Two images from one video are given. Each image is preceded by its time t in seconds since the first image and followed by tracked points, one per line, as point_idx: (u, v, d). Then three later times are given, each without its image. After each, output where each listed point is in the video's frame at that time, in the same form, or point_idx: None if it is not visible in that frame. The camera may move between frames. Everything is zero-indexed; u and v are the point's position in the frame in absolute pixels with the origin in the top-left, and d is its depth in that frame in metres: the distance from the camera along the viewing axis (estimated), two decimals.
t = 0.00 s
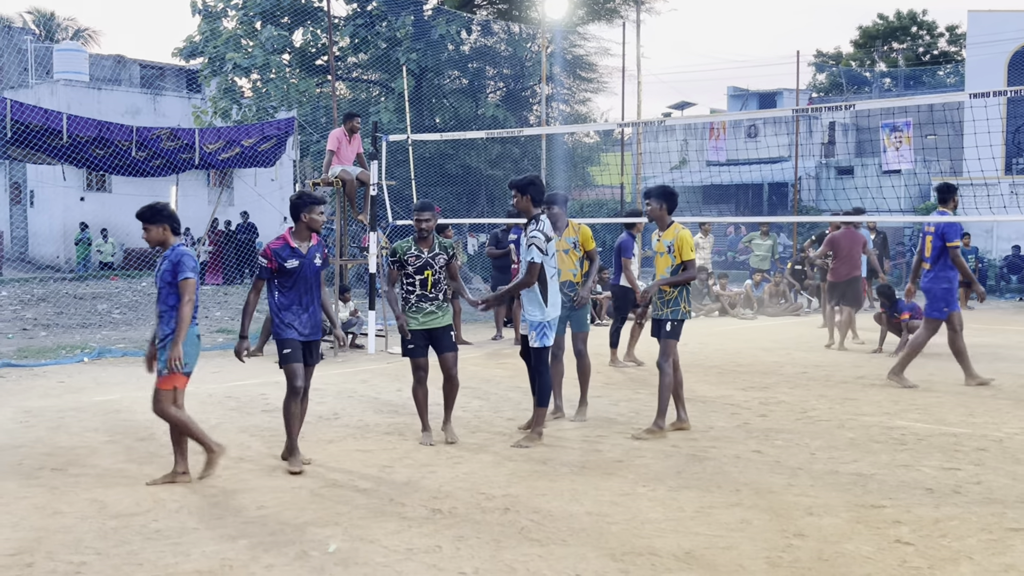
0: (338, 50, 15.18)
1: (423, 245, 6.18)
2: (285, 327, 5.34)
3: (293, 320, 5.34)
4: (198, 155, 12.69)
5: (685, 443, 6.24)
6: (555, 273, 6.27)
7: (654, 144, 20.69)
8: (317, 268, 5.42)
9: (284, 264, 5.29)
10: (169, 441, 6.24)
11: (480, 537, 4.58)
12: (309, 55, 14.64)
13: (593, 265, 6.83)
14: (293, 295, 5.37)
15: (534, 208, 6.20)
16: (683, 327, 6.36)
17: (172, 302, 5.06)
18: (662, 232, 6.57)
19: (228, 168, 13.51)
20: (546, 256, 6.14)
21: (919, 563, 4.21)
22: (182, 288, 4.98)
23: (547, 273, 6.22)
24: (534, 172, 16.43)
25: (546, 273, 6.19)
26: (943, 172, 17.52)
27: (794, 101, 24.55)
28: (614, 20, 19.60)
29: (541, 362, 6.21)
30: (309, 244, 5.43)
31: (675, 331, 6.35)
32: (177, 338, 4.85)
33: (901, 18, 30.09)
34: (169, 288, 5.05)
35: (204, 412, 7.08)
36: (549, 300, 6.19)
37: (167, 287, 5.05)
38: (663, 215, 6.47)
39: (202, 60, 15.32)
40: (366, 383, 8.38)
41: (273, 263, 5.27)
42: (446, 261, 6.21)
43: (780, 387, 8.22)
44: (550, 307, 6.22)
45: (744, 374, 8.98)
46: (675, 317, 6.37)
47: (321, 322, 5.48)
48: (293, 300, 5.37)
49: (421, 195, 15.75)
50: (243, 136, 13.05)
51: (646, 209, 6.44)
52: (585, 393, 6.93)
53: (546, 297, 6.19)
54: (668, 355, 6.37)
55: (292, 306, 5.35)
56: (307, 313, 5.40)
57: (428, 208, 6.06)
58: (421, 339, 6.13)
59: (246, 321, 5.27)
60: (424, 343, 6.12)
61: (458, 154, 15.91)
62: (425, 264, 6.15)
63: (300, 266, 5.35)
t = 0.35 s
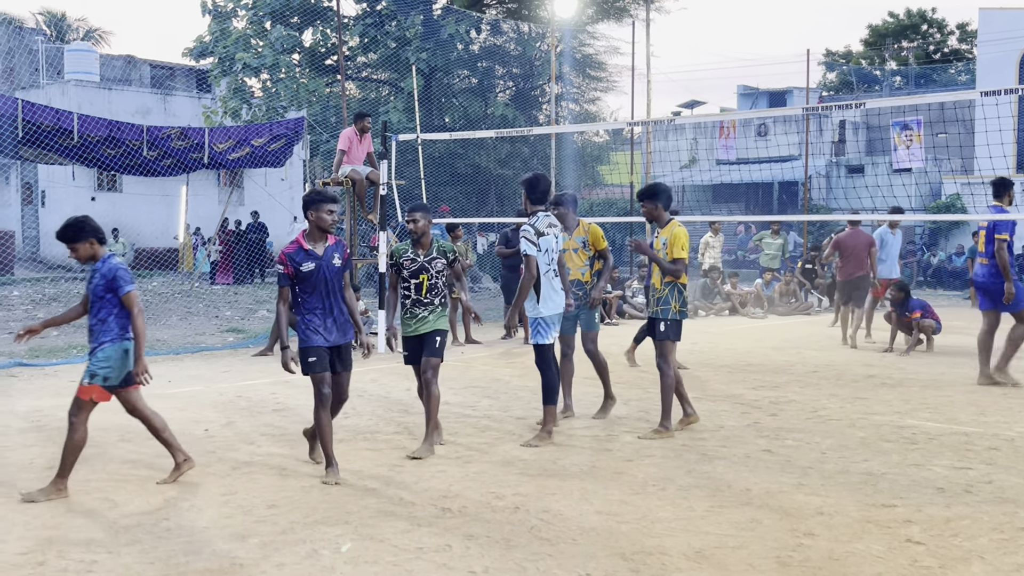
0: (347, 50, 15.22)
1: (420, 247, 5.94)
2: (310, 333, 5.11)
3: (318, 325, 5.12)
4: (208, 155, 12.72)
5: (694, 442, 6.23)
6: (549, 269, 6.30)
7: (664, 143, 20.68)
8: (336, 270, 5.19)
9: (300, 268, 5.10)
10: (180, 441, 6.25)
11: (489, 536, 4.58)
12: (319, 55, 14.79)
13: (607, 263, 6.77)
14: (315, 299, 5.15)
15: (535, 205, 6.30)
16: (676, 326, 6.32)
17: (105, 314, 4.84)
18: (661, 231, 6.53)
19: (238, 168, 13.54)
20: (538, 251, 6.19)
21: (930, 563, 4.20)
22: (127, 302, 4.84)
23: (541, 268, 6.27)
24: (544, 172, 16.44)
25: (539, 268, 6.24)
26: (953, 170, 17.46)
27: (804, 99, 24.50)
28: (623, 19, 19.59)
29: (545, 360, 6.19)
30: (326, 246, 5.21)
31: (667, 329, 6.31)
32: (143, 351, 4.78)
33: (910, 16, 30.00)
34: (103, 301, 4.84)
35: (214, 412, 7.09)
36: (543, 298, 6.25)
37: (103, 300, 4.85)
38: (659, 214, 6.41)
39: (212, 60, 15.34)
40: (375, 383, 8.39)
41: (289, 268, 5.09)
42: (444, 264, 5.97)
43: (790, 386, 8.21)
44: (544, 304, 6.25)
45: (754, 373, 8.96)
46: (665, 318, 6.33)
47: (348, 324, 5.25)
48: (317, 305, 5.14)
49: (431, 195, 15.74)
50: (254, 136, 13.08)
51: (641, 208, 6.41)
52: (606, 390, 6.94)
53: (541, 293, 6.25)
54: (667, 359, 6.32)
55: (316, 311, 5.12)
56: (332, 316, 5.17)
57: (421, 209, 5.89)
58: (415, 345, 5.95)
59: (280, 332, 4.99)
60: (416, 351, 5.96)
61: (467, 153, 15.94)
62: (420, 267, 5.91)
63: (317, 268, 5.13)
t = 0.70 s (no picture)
0: (354, 50, 15.23)
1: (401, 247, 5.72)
2: (315, 336, 4.89)
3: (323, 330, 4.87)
4: (216, 155, 12.75)
5: (701, 442, 6.23)
6: (553, 265, 6.32)
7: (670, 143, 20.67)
8: (348, 273, 4.91)
9: (310, 266, 4.86)
10: (188, 440, 6.26)
11: (496, 536, 4.58)
12: (325, 55, 14.89)
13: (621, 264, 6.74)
14: (324, 302, 4.90)
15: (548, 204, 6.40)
16: (672, 326, 6.31)
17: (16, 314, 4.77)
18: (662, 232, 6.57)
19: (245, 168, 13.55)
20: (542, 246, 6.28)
21: (938, 563, 4.19)
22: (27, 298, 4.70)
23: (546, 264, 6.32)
24: (550, 171, 16.43)
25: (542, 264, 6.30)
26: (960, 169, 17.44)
27: (810, 99, 24.47)
28: (630, 19, 19.56)
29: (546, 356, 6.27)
30: (342, 247, 4.95)
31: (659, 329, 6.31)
32: None
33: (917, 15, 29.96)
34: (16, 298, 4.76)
35: (221, 412, 7.10)
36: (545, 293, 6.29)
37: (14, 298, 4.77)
38: (655, 215, 6.50)
39: (219, 60, 15.35)
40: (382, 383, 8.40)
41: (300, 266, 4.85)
42: (418, 263, 5.76)
43: (797, 386, 8.20)
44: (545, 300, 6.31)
45: (761, 373, 8.96)
46: (661, 318, 6.33)
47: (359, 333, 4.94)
48: (325, 308, 4.89)
49: (437, 195, 15.82)
50: (260, 136, 13.11)
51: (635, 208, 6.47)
52: (624, 390, 6.96)
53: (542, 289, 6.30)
54: (668, 359, 6.28)
55: (322, 314, 4.87)
56: (339, 321, 4.89)
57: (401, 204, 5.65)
58: (393, 345, 5.78)
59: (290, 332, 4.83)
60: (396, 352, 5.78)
61: (474, 153, 15.92)
62: (396, 264, 5.78)
63: (327, 270, 4.88)
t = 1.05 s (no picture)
0: (358, 51, 15.24)
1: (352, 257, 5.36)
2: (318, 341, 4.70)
3: (319, 335, 4.66)
4: (220, 155, 12.74)
5: (705, 443, 6.23)
6: (554, 265, 6.48)
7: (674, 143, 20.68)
8: (346, 273, 4.65)
9: (312, 268, 4.70)
10: (191, 441, 6.28)
11: (500, 536, 4.59)
12: (330, 56, 14.88)
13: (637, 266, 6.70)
14: (326, 305, 4.69)
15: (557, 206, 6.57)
16: (664, 326, 6.35)
17: None
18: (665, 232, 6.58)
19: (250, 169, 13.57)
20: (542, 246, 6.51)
21: (942, 564, 4.20)
22: None
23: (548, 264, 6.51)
24: (555, 172, 16.42)
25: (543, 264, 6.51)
26: (964, 169, 17.46)
27: (815, 99, 24.47)
28: (633, 19, 19.55)
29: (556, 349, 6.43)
30: (344, 246, 4.69)
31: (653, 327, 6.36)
32: None
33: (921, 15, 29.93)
34: None
35: (225, 413, 7.11)
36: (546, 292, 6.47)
37: None
38: (654, 216, 6.49)
39: (224, 61, 15.36)
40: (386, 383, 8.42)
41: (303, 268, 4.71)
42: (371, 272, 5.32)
43: (801, 387, 8.19)
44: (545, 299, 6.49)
45: (765, 374, 8.97)
46: (654, 318, 6.37)
47: (360, 338, 4.64)
48: (325, 311, 4.68)
49: (441, 196, 15.85)
50: (264, 137, 13.13)
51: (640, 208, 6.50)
52: (631, 394, 6.95)
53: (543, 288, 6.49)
54: (663, 358, 6.28)
55: (322, 317, 4.68)
56: (335, 325, 4.64)
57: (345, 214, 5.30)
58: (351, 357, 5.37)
59: (298, 333, 4.78)
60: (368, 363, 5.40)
61: (478, 154, 15.89)
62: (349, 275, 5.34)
63: (327, 271, 4.67)
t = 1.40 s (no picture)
0: (361, 52, 15.25)
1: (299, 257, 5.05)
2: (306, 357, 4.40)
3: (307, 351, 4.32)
4: (224, 158, 12.83)
5: (709, 444, 6.23)
6: (554, 267, 6.72)
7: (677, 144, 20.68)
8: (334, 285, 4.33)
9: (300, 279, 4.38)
10: (195, 442, 6.29)
11: (503, 537, 4.59)
12: (333, 57, 14.88)
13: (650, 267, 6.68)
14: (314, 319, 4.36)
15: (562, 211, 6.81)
16: (664, 326, 6.36)
17: None
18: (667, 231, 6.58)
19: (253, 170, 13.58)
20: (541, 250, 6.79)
21: (945, 565, 4.20)
22: None
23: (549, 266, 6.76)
24: (558, 174, 16.40)
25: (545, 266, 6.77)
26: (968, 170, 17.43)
27: (818, 100, 24.46)
28: (636, 20, 19.56)
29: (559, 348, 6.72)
30: (330, 256, 4.36)
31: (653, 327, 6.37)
32: None
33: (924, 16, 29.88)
34: None
35: (229, 414, 7.12)
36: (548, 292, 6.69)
37: None
38: (654, 215, 6.50)
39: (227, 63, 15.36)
40: (390, 384, 8.42)
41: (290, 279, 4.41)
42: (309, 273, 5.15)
43: (804, 388, 8.19)
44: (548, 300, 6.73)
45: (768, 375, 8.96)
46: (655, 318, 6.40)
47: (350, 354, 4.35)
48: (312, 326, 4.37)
49: (444, 197, 15.79)
50: (267, 138, 13.14)
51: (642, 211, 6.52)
52: (636, 394, 6.96)
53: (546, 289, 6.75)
54: (665, 357, 6.28)
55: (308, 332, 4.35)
56: (325, 341, 4.32)
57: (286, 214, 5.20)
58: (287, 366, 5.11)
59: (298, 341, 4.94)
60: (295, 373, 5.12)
61: (481, 156, 15.87)
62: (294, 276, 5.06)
63: (314, 283, 4.35)
